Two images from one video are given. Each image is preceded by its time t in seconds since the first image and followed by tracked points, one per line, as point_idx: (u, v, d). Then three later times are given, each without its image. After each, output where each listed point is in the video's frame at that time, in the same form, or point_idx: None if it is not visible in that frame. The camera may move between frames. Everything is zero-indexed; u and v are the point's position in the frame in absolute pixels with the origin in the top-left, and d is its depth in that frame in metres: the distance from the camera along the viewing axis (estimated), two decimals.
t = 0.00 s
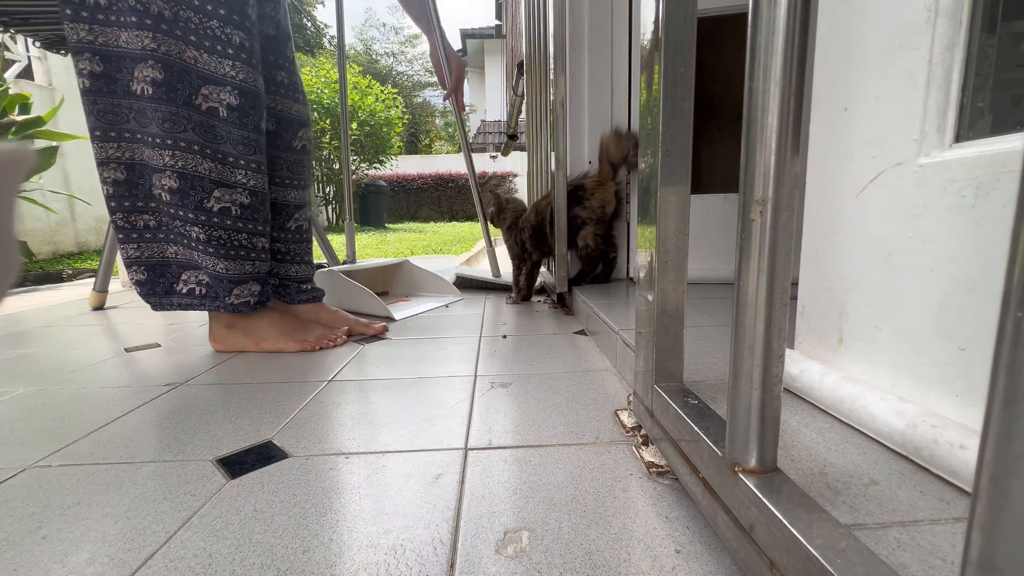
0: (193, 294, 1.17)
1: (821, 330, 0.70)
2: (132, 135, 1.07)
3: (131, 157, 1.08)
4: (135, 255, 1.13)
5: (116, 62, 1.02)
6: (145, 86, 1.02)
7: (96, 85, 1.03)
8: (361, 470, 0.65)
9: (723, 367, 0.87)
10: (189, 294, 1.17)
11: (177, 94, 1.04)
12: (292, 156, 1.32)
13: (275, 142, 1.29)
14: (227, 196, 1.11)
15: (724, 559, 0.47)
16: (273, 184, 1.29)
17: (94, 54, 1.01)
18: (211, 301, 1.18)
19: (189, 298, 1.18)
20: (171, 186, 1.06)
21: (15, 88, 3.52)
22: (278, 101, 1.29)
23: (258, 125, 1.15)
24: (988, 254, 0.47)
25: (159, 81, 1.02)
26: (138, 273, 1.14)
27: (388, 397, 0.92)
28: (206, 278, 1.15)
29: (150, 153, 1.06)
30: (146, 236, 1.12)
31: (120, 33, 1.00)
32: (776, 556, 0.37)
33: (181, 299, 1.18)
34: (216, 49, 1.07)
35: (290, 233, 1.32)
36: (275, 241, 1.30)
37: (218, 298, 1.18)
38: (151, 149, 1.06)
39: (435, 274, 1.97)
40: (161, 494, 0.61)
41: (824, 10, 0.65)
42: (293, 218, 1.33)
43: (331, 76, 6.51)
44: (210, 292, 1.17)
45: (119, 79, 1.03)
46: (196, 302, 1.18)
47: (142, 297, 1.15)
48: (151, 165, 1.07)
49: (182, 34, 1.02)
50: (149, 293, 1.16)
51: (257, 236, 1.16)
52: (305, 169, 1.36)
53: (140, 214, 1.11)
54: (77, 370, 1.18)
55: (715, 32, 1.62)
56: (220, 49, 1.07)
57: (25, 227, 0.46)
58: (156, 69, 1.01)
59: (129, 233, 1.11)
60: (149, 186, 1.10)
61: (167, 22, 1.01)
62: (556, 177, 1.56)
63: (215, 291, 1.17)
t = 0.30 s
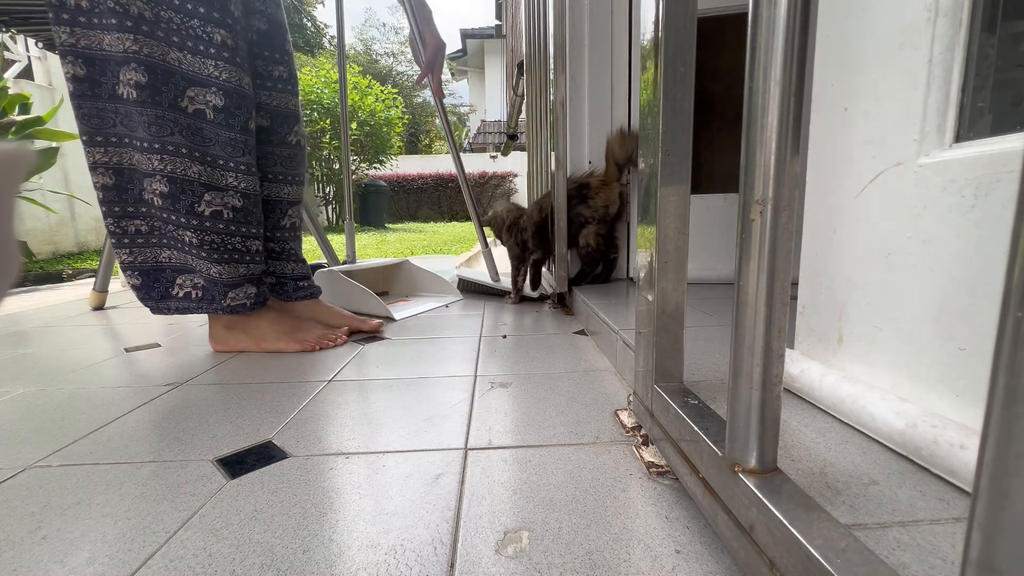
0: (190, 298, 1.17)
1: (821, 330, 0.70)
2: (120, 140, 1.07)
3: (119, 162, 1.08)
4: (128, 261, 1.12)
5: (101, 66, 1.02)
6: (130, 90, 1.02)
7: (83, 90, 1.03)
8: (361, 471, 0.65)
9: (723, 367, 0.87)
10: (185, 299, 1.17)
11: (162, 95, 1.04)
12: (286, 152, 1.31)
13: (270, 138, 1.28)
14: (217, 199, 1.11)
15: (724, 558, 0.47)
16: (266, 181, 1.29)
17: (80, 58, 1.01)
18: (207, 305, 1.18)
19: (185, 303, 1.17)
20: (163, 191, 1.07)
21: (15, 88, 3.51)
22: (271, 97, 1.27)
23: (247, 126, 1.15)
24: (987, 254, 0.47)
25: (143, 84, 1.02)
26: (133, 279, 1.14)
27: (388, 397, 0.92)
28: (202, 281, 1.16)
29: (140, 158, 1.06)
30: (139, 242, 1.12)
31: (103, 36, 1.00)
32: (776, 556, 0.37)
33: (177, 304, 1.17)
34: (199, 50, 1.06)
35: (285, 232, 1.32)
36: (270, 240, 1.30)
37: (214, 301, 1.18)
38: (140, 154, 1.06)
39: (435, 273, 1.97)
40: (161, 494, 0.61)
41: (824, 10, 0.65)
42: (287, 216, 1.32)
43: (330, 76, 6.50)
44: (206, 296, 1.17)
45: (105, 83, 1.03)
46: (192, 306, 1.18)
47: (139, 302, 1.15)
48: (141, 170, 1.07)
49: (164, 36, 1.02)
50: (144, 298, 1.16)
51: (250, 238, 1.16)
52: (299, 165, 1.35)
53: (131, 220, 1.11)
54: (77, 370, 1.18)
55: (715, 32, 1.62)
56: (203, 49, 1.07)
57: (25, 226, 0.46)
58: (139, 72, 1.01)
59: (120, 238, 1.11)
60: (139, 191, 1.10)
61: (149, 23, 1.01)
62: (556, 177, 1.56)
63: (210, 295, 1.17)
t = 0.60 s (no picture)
0: (190, 299, 1.17)
1: (821, 331, 0.70)
2: (122, 142, 1.06)
3: (120, 163, 1.07)
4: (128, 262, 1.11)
5: (104, 68, 1.02)
6: (131, 92, 1.02)
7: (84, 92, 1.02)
8: (361, 471, 0.65)
9: (723, 367, 0.87)
10: (185, 300, 1.16)
11: (162, 96, 1.04)
12: (276, 154, 1.32)
13: (261, 140, 1.29)
14: (216, 200, 1.11)
15: (724, 558, 0.47)
16: (259, 183, 1.29)
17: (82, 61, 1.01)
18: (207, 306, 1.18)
19: (186, 304, 1.17)
20: (164, 191, 1.07)
21: (15, 88, 3.51)
22: (262, 99, 1.28)
23: (245, 126, 1.15)
24: (988, 254, 0.47)
25: (144, 85, 1.02)
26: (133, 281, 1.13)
27: (388, 397, 0.92)
28: (202, 282, 1.16)
29: (142, 159, 1.06)
30: (138, 243, 1.11)
31: (107, 39, 1.00)
32: (776, 556, 0.37)
33: (179, 305, 1.17)
34: (199, 51, 1.06)
35: (275, 233, 1.32)
36: (262, 242, 1.31)
37: (215, 302, 1.18)
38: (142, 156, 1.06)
39: (434, 274, 1.97)
40: (161, 494, 0.61)
41: (824, 10, 0.65)
42: (278, 217, 1.33)
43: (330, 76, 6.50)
44: (207, 296, 1.17)
45: (107, 85, 1.03)
46: (193, 307, 1.17)
47: (138, 304, 1.13)
48: (143, 171, 1.07)
49: (164, 38, 1.03)
50: (143, 300, 1.14)
51: (248, 238, 1.17)
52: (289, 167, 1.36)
53: (132, 221, 1.10)
54: (77, 370, 1.18)
55: (715, 32, 1.62)
56: (201, 50, 1.07)
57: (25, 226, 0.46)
58: (140, 74, 1.01)
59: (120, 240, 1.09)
60: (140, 193, 1.09)
61: (150, 25, 1.01)
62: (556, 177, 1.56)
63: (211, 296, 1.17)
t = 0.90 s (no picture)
0: (191, 299, 1.17)
1: (821, 331, 0.70)
2: (125, 144, 1.07)
3: (122, 165, 1.08)
4: (129, 262, 1.11)
5: (109, 73, 1.03)
6: (132, 94, 1.02)
7: (88, 95, 1.03)
8: (360, 471, 0.65)
9: (723, 367, 0.87)
10: (186, 299, 1.16)
11: (163, 98, 1.04)
12: (279, 156, 1.32)
13: (263, 142, 1.29)
14: (217, 200, 1.11)
15: (724, 558, 0.47)
16: (261, 184, 1.29)
17: (86, 66, 1.02)
18: (208, 305, 1.18)
19: (187, 304, 1.17)
20: (165, 192, 1.07)
21: (15, 88, 3.51)
22: (266, 103, 1.28)
23: (244, 126, 1.15)
24: (989, 254, 0.47)
25: (145, 88, 1.02)
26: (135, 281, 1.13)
27: (388, 398, 0.92)
28: (203, 282, 1.16)
29: (144, 160, 1.06)
30: (140, 244, 1.11)
31: (110, 43, 1.01)
32: (776, 556, 0.37)
33: (180, 305, 1.17)
34: (199, 54, 1.06)
35: (274, 232, 1.32)
36: (262, 241, 1.31)
37: (216, 301, 1.18)
38: (143, 157, 1.06)
39: (434, 274, 1.97)
40: (161, 494, 0.61)
41: (824, 10, 0.65)
42: (278, 217, 1.33)
43: (330, 76, 6.50)
44: (208, 296, 1.17)
45: (110, 88, 1.04)
46: (194, 306, 1.17)
47: (140, 303, 1.14)
48: (145, 172, 1.08)
49: (165, 41, 1.02)
50: (145, 300, 1.15)
51: (248, 237, 1.16)
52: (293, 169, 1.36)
53: (134, 221, 1.10)
54: (77, 370, 1.18)
55: (715, 32, 1.62)
56: (201, 52, 1.07)
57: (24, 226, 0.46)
58: (141, 77, 1.01)
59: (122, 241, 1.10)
60: (142, 194, 1.10)
61: (150, 28, 1.01)
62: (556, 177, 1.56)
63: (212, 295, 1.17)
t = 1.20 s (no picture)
0: (189, 299, 1.17)
1: (821, 331, 0.70)
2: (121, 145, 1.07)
3: (120, 166, 1.08)
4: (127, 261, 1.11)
5: (106, 76, 1.04)
6: (125, 95, 1.03)
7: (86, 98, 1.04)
8: (360, 471, 0.65)
9: (723, 367, 0.87)
10: (184, 299, 1.16)
11: (155, 99, 1.04)
12: (281, 158, 1.32)
13: (263, 143, 1.28)
14: (209, 199, 1.11)
15: (724, 558, 0.47)
16: (260, 185, 1.29)
17: (86, 70, 1.04)
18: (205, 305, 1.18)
19: (185, 303, 1.17)
20: (158, 192, 1.07)
21: (15, 88, 3.51)
22: (266, 106, 1.28)
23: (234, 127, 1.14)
24: (988, 255, 0.47)
25: (137, 89, 1.02)
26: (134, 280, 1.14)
27: (388, 398, 0.92)
28: (200, 281, 1.15)
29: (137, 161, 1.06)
30: (139, 244, 1.12)
31: (105, 47, 1.02)
32: (776, 556, 0.37)
33: (178, 305, 1.17)
34: (190, 55, 1.06)
35: (274, 231, 1.32)
36: (260, 240, 1.31)
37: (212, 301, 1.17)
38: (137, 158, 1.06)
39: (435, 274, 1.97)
40: (160, 494, 0.61)
41: (824, 10, 0.65)
42: (277, 217, 1.33)
43: (330, 76, 6.50)
44: (204, 296, 1.17)
45: (108, 91, 1.05)
46: (191, 306, 1.17)
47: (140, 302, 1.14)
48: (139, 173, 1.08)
49: (155, 44, 1.02)
50: (144, 299, 1.15)
51: (240, 237, 1.16)
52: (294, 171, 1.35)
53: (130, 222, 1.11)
54: (77, 370, 1.18)
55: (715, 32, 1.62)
56: (191, 53, 1.06)
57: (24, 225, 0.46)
58: (133, 78, 1.01)
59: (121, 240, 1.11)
60: (140, 194, 1.10)
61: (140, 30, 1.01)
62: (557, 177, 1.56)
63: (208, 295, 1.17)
